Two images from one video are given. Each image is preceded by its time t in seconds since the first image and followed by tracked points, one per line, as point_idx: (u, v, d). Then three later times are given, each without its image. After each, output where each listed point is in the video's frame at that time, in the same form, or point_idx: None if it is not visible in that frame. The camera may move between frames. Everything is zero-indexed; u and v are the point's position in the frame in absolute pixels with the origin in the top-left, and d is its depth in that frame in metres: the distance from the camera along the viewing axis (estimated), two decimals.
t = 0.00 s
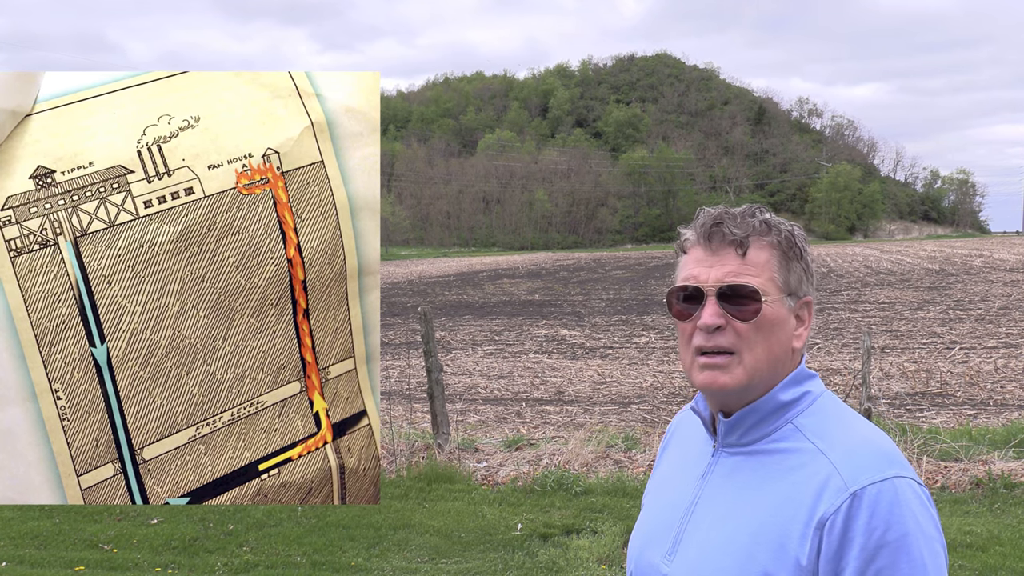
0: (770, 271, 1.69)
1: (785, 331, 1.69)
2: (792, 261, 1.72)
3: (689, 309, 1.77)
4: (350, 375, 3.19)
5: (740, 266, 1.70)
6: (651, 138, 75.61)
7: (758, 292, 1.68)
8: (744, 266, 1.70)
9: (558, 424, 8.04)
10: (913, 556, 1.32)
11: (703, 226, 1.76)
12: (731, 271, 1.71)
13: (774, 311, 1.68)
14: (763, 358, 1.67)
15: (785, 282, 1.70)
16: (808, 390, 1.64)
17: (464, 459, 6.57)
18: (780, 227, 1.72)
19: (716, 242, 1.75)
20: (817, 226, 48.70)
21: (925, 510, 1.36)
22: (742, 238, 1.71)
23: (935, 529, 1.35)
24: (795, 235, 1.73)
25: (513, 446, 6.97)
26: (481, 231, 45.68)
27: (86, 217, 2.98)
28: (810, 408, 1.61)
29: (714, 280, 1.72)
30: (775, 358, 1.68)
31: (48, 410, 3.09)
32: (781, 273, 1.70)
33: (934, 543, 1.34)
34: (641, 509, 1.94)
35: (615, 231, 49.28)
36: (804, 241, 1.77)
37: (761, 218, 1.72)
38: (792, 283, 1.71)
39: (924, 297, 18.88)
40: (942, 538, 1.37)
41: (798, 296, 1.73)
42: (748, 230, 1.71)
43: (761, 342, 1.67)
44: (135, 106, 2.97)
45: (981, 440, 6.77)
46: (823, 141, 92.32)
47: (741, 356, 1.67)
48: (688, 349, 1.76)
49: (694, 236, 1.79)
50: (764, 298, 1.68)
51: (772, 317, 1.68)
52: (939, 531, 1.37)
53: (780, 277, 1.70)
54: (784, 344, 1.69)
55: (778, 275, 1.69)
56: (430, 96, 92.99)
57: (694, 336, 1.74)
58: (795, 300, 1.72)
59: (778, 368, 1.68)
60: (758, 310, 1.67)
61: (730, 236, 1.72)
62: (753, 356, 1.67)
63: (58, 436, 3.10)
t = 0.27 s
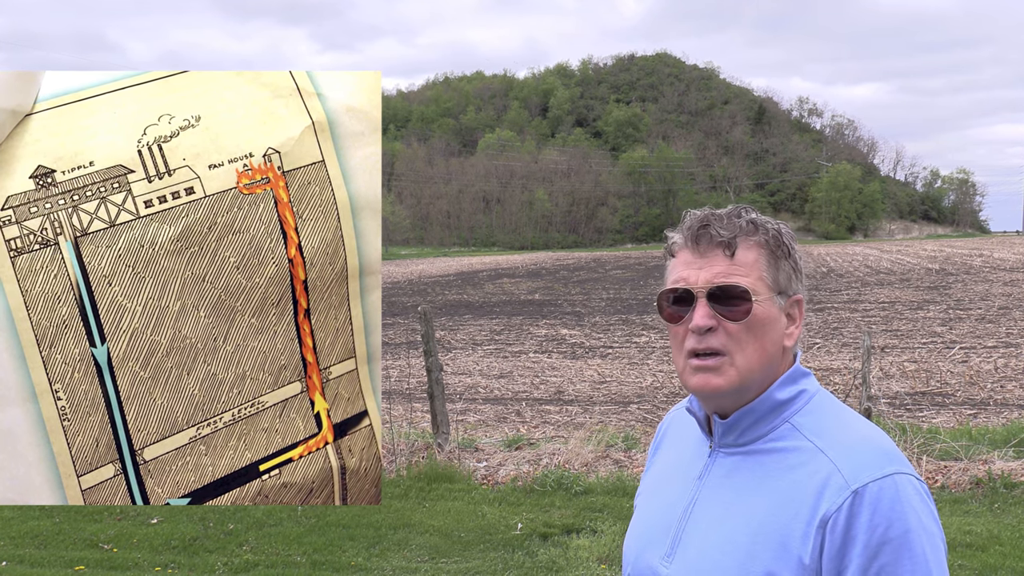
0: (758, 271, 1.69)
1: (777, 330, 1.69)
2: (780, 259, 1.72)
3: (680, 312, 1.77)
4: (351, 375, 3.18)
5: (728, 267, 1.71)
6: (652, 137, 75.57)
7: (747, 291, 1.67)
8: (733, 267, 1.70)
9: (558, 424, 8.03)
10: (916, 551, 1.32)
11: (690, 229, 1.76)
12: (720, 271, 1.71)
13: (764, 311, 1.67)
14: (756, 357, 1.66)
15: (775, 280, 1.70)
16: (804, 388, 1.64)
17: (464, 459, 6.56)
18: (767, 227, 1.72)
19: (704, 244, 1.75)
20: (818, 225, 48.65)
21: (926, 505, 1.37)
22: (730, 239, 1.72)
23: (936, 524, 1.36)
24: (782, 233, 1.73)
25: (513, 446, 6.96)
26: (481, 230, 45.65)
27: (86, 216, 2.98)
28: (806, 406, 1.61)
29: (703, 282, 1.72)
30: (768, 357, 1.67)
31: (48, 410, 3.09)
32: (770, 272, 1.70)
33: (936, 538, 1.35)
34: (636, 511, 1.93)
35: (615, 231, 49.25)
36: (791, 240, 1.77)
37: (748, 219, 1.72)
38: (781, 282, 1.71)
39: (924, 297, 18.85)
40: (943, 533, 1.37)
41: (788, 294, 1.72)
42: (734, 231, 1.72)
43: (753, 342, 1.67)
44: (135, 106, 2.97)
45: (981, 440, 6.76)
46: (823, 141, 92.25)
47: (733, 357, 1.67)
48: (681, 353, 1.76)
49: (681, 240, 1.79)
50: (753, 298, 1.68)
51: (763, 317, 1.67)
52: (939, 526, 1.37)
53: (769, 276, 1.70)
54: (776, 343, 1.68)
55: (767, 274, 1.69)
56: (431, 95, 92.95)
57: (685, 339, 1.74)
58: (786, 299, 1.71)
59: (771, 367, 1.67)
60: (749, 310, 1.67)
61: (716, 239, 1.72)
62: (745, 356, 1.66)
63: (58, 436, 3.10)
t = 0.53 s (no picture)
0: (754, 269, 1.69)
1: (772, 328, 1.68)
2: (778, 257, 1.70)
3: (677, 309, 1.77)
4: (352, 375, 3.18)
5: (723, 265, 1.70)
6: (652, 137, 75.57)
7: (741, 290, 1.67)
8: (727, 265, 1.70)
9: (558, 424, 8.03)
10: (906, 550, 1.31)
11: (688, 226, 1.76)
12: (715, 270, 1.71)
13: (759, 309, 1.67)
14: (749, 355, 1.66)
15: (771, 279, 1.69)
16: (804, 387, 1.63)
17: (464, 459, 6.55)
18: (764, 225, 1.71)
19: (700, 241, 1.75)
20: (818, 226, 48.62)
21: (919, 504, 1.35)
22: (726, 237, 1.71)
23: (929, 524, 1.35)
24: (780, 231, 1.71)
25: (513, 446, 6.96)
26: (481, 231, 45.63)
27: (86, 216, 2.97)
28: (804, 405, 1.60)
29: (699, 279, 1.72)
30: (761, 355, 1.67)
31: (48, 410, 3.08)
32: (766, 270, 1.69)
33: (930, 538, 1.33)
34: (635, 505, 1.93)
35: (615, 231, 49.24)
36: (793, 238, 1.75)
37: (745, 217, 1.71)
38: (779, 280, 1.69)
39: (924, 297, 18.84)
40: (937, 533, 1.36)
41: (787, 293, 1.71)
42: (731, 229, 1.71)
43: (746, 340, 1.67)
44: (136, 105, 2.97)
45: (981, 440, 6.76)
46: (823, 141, 92.24)
47: (726, 355, 1.67)
48: (679, 350, 1.76)
49: (679, 237, 1.79)
50: (748, 296, 1.67)
51: (757, 315, 1.67)
52: (933, 527, 1.35)
53: (764, 275, 1.69)
54: (771, 342, 1.68)
55: (763, 273, 1.68)
56: (431, 95, 92.94)
57: (682, 336, 1.74)
58: (784, 298, 1.70)
59: (765, 365, 1.67)
60: (742, 308, 1.67)
61: (712, 238, 1.72)
62: (738, 354, 1.67)
63: (59, 437, 3.10)
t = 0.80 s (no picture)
0: (715, 277, 1.66)
1: (731, 336, 1.63)
2: (746, 265, 1.63)
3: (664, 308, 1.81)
4: (353, 376, 3.18)
5: (685, 271, 1.71)
6: (651, 137, 75.56)
7: (693, 296, 1.67)
8: (690, 271, 1.70)
9: (558, 424, 8.02)
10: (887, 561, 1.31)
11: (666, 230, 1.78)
12: (678, 275, 1.72)
13: (713, 317, 1.64)
14: (703, 361, 1.66)
15: (732, 287, 1.63)
16: (806, 389, 1.60)
17: (464, 459, 6.55)
18: (733, 232, 1.65)
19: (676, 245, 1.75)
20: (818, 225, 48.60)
21: (908, 515, 1.34)
22: (691, 243, 1.70)
23: (917, 536, 1.33)
24: (752, 239, 1.63)
25: (513, 446, 6.95)
26: (482, 231, 45.61)
27: (86, 216, 2.97)
28: (804, 408, 1.57)
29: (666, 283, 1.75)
30: (718, 362, 1.65)
31: (49, 410, 3.08)
32: (727, 278, 1.64)
33: (915, 551, 1.32)
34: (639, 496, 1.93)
35: (615, 231, 49.22)
36: (777, 244, 1.63)
37: (713, 224, 1.67)
38: (745, 289, 1.62)
39: (924, 297, 18.83)
40: (925, 546, 1.35)
41: (757, 301, 1.62)
42: (699, 234, 1.69)
43: (700, 345, 1.66)
44: (136, 105, 2.96)
45: (981, 440, 6.75)
46: (823, 140, 92.22)
47: (683, 356, 1.70)
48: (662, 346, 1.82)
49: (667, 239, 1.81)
50: (703, 304, 1.66)
51: (712, 321, 1.65)
52: (922, 539, 1.34)
53: (723, 283, 1.64)
54: (731, 350, 1.63)
55: (723, 281, 1.64)
56: (431, 95, 92.90)
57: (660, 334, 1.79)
58: (752, 306, 1.62)
59: (726, 371, 1.64)
60: (695, 314, 1.66)
61: (679, 245, 1.72)
62: (693, 359, 1.68)
63: (59, 437, 3.09)
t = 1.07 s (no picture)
0: (692, 278, 1.67)
1: (705, 337, 1.64)
2: (719, 267, 1.62)
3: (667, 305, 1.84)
4: (354, 376, 3.18)
5: (670, 270, 1.73)
6: (651, 137, 75.55)
7: (671, 296, 1.69)
8: (673, 271, 1.72)
9: (558, 424, 8.02)
10: None
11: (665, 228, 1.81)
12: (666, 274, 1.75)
13: (688, 316, 1.66)
14: (683, 359, 1.69)
15: (706, 288, 1.64)
16: (805, 395, 1.57)
17: (464, 459, 6.55)
18: (710, 234, 1.65)
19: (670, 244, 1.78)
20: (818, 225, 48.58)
21: (890, 530, 1.31)
22: (676, 243, 1.72)
23: (900, 553, 1.29)
24: (726, 240, 1.62)
25: (513, 446, 6.95)
26: (481, 230, 45.59)
27: (87, 216, 2.97)
28: (800, 414, 1.55)
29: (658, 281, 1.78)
30: (694, 361, 1.66)
31: (49, 411, 3.08)
32: (702, 279, 1.65)
33: (895, 568, 1.29)
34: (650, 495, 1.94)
35: (615, 231, 49.21)
36: (753, 245, 1.59)
37: (693, 225, 1.68)
38: (717, 291, 1.62)
39: (924, 297, 18.82)
40: (910, 563, 1.30)
41: (730, 303, 1.61)
42: (682, 234, 1.70)
43: (679, 344, 1.69)
44: (137, 104, 2.96)
45: (981, 440, 6.75)
46: (822, 140, 92.21)
47: (669, 354, 1.73)
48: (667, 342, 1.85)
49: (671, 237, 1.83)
50: (680, 303, 1.68)
51: (688, 321, 1.66)
52: (905, 556, 1.30)
53: (698, 284, 1.65)
54: (706, 349, 1.64)
55: (697, 283, 1.65)
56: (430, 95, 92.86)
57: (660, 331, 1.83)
58: (725, 308, 1.61)
59: (703, 371, 1.65)
60: (672, 314, 1.69)
61: (667, 246, 1.75)
62: (675, 356, 1.71)
63: (59, 438, 3.09)
